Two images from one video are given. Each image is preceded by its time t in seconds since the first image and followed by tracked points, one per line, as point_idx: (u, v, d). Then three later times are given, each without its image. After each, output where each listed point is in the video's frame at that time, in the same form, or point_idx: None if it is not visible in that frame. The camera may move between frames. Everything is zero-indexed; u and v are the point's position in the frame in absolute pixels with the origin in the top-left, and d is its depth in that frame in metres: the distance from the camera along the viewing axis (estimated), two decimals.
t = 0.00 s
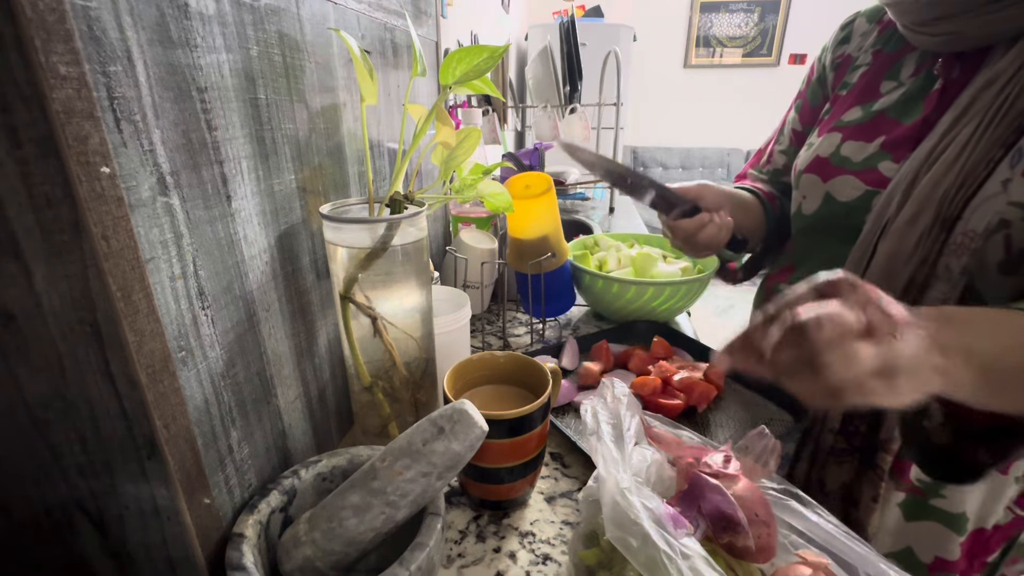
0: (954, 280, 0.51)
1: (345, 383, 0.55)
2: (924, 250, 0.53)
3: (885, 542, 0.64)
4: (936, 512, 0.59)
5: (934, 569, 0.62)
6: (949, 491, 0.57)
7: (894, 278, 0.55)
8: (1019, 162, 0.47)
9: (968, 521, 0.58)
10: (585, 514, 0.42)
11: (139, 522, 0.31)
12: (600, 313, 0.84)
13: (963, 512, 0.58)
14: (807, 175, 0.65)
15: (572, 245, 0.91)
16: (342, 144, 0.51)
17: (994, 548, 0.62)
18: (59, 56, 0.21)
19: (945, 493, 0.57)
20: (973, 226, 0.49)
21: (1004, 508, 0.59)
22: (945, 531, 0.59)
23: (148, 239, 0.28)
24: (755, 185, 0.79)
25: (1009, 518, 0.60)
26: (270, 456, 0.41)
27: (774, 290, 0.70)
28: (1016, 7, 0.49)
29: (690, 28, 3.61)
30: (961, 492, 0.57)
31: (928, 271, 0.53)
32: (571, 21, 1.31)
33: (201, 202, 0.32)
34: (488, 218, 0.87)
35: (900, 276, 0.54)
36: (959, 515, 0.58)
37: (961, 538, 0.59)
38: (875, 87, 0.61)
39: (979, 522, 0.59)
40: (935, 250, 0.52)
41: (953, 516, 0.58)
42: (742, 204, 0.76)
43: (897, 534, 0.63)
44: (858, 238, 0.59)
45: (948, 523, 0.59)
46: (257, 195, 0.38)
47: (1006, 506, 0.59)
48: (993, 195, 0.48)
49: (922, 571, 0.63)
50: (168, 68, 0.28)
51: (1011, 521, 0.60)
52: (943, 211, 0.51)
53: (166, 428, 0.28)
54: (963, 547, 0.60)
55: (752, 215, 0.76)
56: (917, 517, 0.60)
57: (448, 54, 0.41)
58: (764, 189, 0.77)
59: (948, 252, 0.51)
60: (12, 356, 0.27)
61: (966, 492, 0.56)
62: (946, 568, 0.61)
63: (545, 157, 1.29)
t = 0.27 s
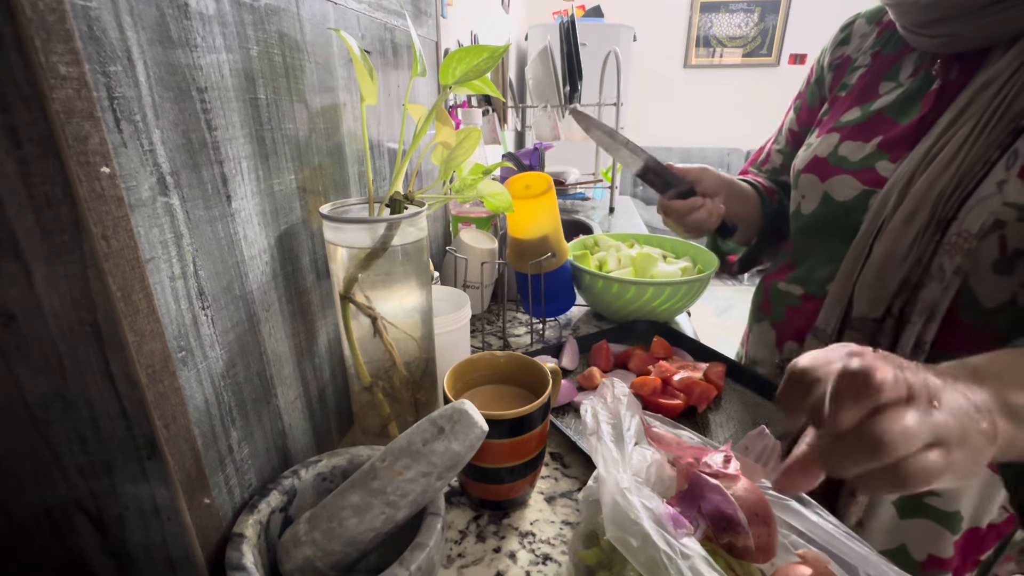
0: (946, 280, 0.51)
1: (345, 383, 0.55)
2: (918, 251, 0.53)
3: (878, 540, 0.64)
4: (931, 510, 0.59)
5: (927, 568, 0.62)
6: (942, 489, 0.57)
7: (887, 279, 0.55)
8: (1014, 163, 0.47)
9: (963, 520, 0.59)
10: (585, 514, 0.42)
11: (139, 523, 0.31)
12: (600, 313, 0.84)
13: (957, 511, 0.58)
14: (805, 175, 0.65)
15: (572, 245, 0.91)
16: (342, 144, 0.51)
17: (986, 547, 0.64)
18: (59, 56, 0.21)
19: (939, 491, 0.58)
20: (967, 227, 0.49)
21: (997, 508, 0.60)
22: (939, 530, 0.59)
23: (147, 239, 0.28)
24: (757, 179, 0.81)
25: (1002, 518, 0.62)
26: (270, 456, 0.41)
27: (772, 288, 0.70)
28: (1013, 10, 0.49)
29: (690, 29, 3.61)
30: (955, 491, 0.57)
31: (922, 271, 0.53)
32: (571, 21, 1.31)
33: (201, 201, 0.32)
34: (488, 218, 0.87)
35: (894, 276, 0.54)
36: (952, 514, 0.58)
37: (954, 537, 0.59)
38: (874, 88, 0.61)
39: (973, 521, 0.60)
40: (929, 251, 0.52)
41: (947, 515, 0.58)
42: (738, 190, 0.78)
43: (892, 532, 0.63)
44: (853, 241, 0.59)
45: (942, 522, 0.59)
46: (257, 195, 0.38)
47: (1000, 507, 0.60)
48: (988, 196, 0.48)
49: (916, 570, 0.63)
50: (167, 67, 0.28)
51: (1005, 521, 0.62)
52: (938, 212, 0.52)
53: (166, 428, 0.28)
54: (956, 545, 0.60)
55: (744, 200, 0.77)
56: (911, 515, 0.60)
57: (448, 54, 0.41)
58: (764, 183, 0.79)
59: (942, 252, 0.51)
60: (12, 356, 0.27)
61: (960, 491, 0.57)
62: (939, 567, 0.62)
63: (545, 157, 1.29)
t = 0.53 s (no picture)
0: (943, 280, 0.51)
1: (345, 383, 0.55)
2: (914, 252, 0.53)
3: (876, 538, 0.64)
4: (928, 509, 0.59)
5: (924, 564, 0.62)
6: (940, 487, 0.58)
7: (885, 279, 0.55)
8: (1010, 166, 0.48)
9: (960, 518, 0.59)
10: (585, 514, 0.42)
11: (139, 523, 0.31)
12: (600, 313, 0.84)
13: (954, 509, 0.58)
14: (803, 175, 0.65)
15: (572, 245, 0.91)
16: (342, 144, 0.51)
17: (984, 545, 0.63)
18: (59, 56, 0.21)
19: (936, 490, 0.58)
20: (964, 228, 0.50)
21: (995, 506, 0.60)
22: (937, 528, 0.60)
23: (147, 239, 0.28)
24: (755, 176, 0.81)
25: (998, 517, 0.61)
26: (270, 456, 0.41)
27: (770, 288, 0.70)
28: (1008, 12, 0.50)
29: (690, 29, 3.61)
30: (952, 489, 0.57)
31: (918, 273, 0.53)
32: (571, 21, 1.31)
33: (201, 201, 0.32)
34: (488, 218, 0.87)
35: (890, 277, 0.54)
36: (950, 512, 0.58)
37: (951, 535, 0.60)
38: (872, 89, 0.61)
39: (970, 519, 0.60)
40: (926, 252, 0.52)
41: (944, 513, 0.59)
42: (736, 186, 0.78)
43: (890, 530, 0.63)
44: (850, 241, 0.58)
45: (939, 520, 0.59)
46: (257, 195, 0.38)
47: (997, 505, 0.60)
48: (984, 198, 0.49)
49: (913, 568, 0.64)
50: (168, 67, 0.28)
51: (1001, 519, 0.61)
52: (934, 212, 0.51)
53: (167, 428, 0.28)
54: (953, 543, 0.61)
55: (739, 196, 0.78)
56: (908, 514, 0.61)
57: (448, 54, 0.41)
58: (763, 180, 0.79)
59: (939, 253, 0.51)
60: (12, 356, 0.27)
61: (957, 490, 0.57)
62: (937, 565, 0.62)
63: (545, 157, 1.29)
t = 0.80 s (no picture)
0: (947, 280, 0.51)
1: (345, 383, 0.55)
2: (917, 252, 0.53)
3: (880, 537, 0.64)
4: (931, 506, 0.59)
5: (930, 563, 0.62)
6: (945, 486, 0.57)
7: (890, 279, 0.55)
8: (1010, 165, 0.47)
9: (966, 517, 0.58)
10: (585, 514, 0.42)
11: (139, 522, 0.31)
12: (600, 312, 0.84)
13: (959, 508, 0.58)
14: (803, 176, 0.65)
15: (572, 245, 0.91)
16: (342, 144, 0.51)
17: (991, 543, 0.62)
18: (59, 56, 0.21)
19: (941, 488, 0.58)
20: (966, 228, 0.49)
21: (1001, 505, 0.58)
22: (941, 527, 0.59)
23: (147, 239, 0.28)
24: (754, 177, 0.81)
25: (1004, 513, 0.59)
26: (270, 456, 0.41)
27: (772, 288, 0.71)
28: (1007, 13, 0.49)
29: (689, 28, 3.61)
30: (958, 487, 0.57)
31: (922, 273, 0.53)
32: (571, 21, 1.31)
33: (201, 202, 0.32)
34: (488, 218, 0.87)
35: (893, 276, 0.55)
36: (954, 511, 0.58)
37: (957, 534, 0.59)
38: (870, 90, 0.61)
39: (975, 517, 0.59)
40: (929, 252, 0.52)
41: (947, 512, 0.58)
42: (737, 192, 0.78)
43: (896, 529, 0.63)
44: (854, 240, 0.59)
45: (943, 518, 0.59)
46: (257, 195, 0.38)
47: (1003, 502, 0.58)
48: (984, 198, 0.48)
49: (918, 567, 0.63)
50: (168, 68, 0.28)
51: (1007, 517, 0.59)
52: (936, 212, 0.51)
53: (166, 428, 0.28)
54: (959, 541, 0.60)
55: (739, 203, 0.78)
56: (912, 512, 0.61)
57: (449, 54, 0.41)
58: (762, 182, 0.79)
59: (941, 253, 0.51)
60: (12, 356, 0.27)
61: (960, 488, 0.57)
62: (942, 563, 0.61)
63: (545, 157, 1.29)
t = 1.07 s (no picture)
0: (942, 274, 0.51)
1: (345, 383, 0.55)
2: (911, 247, 0.53)
3: (879, 534, 0.63)
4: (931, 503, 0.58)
5: (929, 561, 0.60)
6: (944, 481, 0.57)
7: (884, 275, 0.55)
8: (1003, 160, 0.47)
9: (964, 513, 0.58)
10: (585, 514, 0.42)
11: (139, 523, 0.31)
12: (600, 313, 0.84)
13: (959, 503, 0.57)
14: (800, 172, 0.65)
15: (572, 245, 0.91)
16: (342, 143, 0.51)
17: (990, 540, 0.61)
18: (59, 56, 0.21)
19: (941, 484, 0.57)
20: (959, 221, 0.49)
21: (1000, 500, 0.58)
22: (940, 523, 0.58)
23: (148, 239, 0.28)
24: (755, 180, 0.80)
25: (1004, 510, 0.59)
26: (270, 456, 0.41)
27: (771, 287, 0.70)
28: (1001, 11, 0.49)
29: (689, 29, 3.61)
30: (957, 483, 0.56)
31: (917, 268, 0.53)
32: (571, 21, 1.32)
33: (201, 202, 0.32)
34: (488, 218, 0.87)
35: (889, 273, 0.54)
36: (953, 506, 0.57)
37: (956, 531, 0.58)
38: (867, 87, 0.61)
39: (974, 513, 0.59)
40: (923, 247, 0.52)
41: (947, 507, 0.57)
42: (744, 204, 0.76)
43: (894, 525, 0.62)
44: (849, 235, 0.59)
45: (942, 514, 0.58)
46: (257, 195, 0.38)
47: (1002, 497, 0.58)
48: (978, 191, 0.48)
49: (917, 564, 0.62)
50: (168, 67, 0.28)
51: (1007, 513, 0.59)
52: (930, 206, 0.51)
53: (166, 428, 0.28)
54: (959, 538, 0.59)
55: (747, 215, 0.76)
56: (911, 508, 0.60)
57: (449, 54, 0.41)
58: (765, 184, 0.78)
59: (936, 247, 0.51)
60: (12, 357, 0.27)
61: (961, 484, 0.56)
62: (942, 560, 0.60)
63: (545, 157, 1.29)
